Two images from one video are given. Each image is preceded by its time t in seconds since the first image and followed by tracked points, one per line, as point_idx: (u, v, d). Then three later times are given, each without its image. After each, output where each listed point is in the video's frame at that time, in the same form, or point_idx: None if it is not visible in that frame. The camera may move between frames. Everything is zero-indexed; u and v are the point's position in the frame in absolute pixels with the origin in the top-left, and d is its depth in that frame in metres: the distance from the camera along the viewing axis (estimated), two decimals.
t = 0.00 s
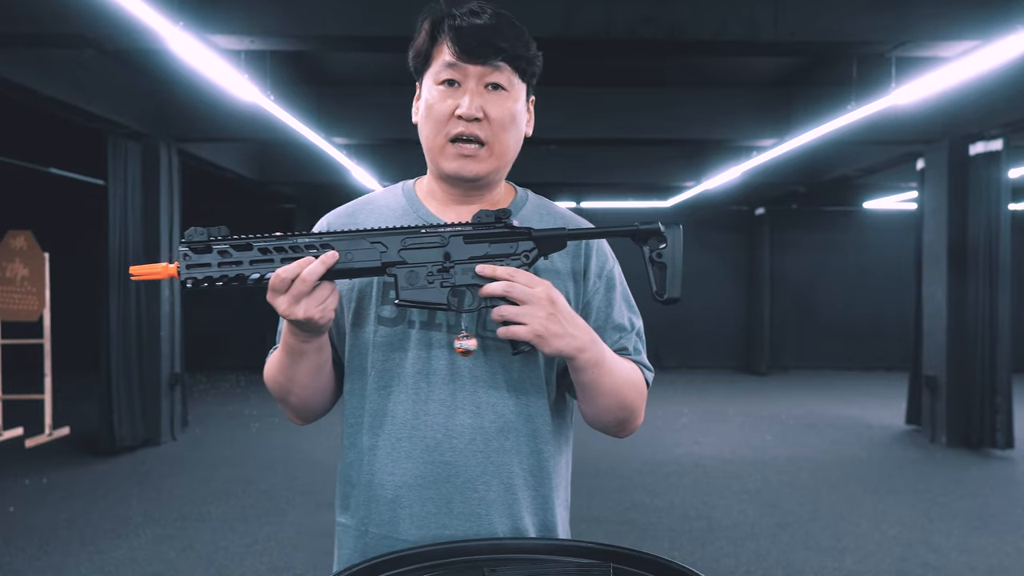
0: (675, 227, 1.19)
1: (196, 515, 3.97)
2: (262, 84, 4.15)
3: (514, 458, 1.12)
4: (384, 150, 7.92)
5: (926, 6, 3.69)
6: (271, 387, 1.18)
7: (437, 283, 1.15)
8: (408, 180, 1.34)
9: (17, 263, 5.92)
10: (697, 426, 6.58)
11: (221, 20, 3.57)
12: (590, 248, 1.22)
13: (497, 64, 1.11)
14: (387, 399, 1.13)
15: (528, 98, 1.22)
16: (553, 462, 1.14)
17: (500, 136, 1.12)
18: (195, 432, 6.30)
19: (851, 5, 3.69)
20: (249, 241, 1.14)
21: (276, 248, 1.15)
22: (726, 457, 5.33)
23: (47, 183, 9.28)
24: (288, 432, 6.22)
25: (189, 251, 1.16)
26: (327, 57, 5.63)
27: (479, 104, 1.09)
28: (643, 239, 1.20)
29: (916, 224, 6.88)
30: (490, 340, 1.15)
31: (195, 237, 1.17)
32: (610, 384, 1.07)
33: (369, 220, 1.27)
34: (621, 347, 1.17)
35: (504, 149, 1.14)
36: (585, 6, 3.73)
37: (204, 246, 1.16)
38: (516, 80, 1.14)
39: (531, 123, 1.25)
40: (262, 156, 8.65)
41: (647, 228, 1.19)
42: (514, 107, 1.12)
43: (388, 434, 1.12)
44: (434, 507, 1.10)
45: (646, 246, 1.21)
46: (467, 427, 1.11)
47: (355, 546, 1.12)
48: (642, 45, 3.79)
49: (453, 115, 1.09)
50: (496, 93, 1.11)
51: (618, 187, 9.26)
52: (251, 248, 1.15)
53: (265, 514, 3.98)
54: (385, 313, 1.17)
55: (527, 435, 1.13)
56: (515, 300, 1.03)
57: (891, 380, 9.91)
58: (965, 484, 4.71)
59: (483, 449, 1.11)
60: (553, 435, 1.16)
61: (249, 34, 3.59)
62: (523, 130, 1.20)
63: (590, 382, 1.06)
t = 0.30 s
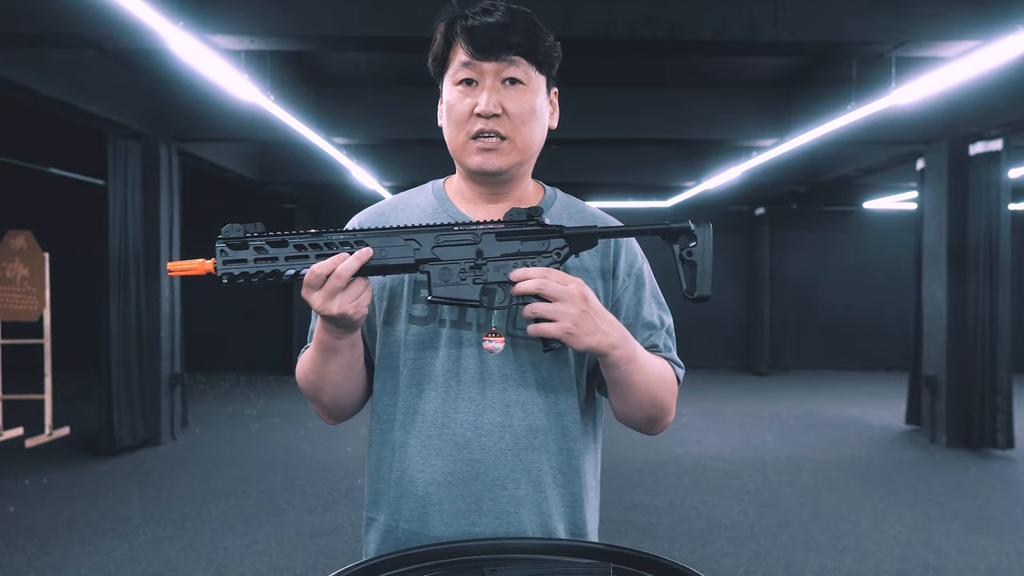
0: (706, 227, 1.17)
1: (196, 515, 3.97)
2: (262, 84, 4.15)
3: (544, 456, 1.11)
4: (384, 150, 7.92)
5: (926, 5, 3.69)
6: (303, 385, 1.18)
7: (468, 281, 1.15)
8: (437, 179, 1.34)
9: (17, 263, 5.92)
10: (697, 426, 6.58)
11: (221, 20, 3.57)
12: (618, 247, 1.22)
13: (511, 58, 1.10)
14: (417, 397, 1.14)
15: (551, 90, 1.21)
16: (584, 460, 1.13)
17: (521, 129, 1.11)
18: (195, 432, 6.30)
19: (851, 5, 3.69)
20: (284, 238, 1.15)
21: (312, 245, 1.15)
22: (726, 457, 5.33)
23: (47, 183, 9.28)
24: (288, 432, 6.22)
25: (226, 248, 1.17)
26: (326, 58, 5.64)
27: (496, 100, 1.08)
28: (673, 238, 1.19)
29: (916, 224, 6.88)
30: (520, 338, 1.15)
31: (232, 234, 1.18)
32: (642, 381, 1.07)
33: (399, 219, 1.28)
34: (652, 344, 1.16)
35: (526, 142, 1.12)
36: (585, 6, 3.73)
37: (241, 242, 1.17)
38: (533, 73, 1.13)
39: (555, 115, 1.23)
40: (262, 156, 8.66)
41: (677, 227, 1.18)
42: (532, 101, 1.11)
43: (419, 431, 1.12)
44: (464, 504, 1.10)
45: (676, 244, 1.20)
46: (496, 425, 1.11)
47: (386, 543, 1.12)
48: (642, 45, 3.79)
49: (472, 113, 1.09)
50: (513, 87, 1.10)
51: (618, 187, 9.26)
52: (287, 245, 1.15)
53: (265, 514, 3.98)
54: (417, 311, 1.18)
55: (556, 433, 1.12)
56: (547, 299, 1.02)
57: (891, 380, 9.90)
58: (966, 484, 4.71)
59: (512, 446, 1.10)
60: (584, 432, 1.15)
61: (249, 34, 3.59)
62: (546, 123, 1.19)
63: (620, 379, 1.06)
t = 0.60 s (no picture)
0: (721, 225, 1.17)
1: (197, 515, 3.97)
2: (262, 84, 4.15)
3: (557, 455, 1.10)
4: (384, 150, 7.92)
5: (926, 5, 3.69)
6: (317, 386, 1.18)
7: (479, 283, 1.16)
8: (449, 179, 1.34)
9: (17, 263, 5.92)
10: (697, 426, 6.58)
11: (221, 20, 3.57)
12: (629, 246, 1.21)
13: (527, 57, 1.10)
14: (430, 396, 1.14)
15: (564, 92, 1.21)
16: (598, 457, 1.13)
17: (536, 128, 1.10)
18: (194, 432, 6.29)
19: (851, 5, 3.69)
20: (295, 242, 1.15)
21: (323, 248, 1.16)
22: (726, 457, 5.33)
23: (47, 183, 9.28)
24: (287, 432, 6.22)
25: (238, 253, 1.17)
26: (326, 58, 5.64)
27: (513, 97, 1.08)
28: (687, 238, 1.20)
29: (916, 224, 6.88)
30: (531, 339, 1.15)
31: (244, 238, 1.19)
32: (652, 383, 1.07)
33: (409, 220, 1.27)
34: (662, 344, 1.16)
35: (541, 140, 1.12)
36: (585, 6, 3.73)
37: (252, 247, 1.18)
38: (548, 74, 1.13)
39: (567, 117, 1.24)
40: (262, 156, 8.66)
41: (691, 227, 1.19)
42: (547, 100, 1.11)
43: (431, 430, 1.12)
44: (477, 502, 1.10)
45: (690, 244, 1.21)
46: (509, 424, 1.10)
47: (401, 542, 1.12)
48: (642, 45, 3.79)
49: (488, 110, 1.09)
50: (529, 86, 1.10)
51: (617, 188, 9.26)
52: (298, 249, 1.16)
53: (265, 514, 3.98)
54: (428, 311, 1.18)
55: (569, 432, 1.12)
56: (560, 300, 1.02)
57: (891, 380, 9.91)
58: (966, 484, 4.71)
59: (525, 445, 1.10)
60: (598, 431, 1.15)
61: (249, 34, 3.59)
62: (559, 124, 1.19)
63: (631, 381, 1.06)
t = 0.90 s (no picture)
0: (742, 234, 1.16)
1: (197, 515, 3.97)
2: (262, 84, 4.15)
3: (561, 455, 1.10)
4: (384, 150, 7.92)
5: (926, 5, 3.69)
6: (325, 386, 1.19)
7: (486, 293, 1.17)
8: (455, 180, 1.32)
9: (17, 263, 5.92)
10: (697, 426, 6.58)
11: (221, 20, 3.57)
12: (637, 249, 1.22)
13: (535, 58, 1.10)
14: (434, 395, 1.14)
15: (570, 93, 1.21)
16: (603, 459, 1.13)
17: (543, 129, 1.11)
18: (194, 432, 6.29)
19: (851, 6, 3.70)
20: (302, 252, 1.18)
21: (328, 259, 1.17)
22: (726, 457, 5.33)
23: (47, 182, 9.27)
24: (287, 432, 6.22)
25: (248, 262, 1.21)
26: (326, 57, 5.64)
27: (520, 98, 1.08)
28: (706, 246, 1.19)
29: (916, 224, 6.88)
30: (538, 339, 1.15)
31: (254, 247, 1.22)
32: (658, 392, 1.07)
33: (417, 223, 1.27)
34: (667, 347, 1.16)
35: (548, 141, 1.12)
36: (586, 6, 3.73)
37: (262, 256, 1.21)
38: (555, 74, 1.13)
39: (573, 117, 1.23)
40: (262, 156, 8.65)
41: (711, 236, 1.17)
42: (554, 101, 1.11)
43: (436, 429, 1.12)
44: (481, 501, 1.10)
45: (709, 252, 1.20)
46: (514, 423, 1.10)
47: (404, 540, 1.13)
48: (642, 45, 3.79)
49: (496, 111, 1.09)
50: (536, 87, 1.10)
51: (617, 188, 9.25)
52: (305, 258, 1.19)
53: (265, 514, 3.98)
54: (434, 311, 1.19)
55: (573, 433, 1.12)
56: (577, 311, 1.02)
57: (891, 380, 9.90)
58: (966, 484, 4.71)
59: (529, 446, 1.10)
60: (603, 432, 1.15)
61: (249, 34, 3.59)
62: (566, 124, 1.19)
63: (636, 391, 1.07)
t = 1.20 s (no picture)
0: (746, 238, 1.16)
1: (197, 515, 3.97)
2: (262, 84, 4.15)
3: (561, 457, 1.10)
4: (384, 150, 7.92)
5: (926, 6, 3.69)
6: (326, 387, 1.19)
7: (487, 294, 1.17)
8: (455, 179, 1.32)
9: (17, 263, 5.92)
10: (697, 426, 6.58)
11: (221, 20, 3.57)
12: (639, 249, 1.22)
13: (539, 56, 1.10)
14: (435, 396, 1.14)
15: (572, 92, 1.21)
16: (603, 460, 1.13)
17: (545, 128, 1.11)
18: (194, 432, 6.29)
19: (851, 6, 3.70)
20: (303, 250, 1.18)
21: (329, 258, 1.17)
22: (726, 457, 5.33)
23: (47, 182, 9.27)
24: (287, 432, 6.22)
25: (249, 259, 1.21)
26: (326, 58, 5.64)
27: (523, 96, 1.08)
28: (709, 250, 1.19)
29: (916, 224, 6.88)
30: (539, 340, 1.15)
31: (255, 245, 1.22)
32: (660, 392, 1.07)
33: (417, 223, 1.27)
34: (668, 347, 1.16)
35: (550, 141, 1.12)
36: (586, 6, 3.73)
37: (262, 253, 1.21)
38: (559, 72, 1.13)
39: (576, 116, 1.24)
40: (262, 156, 8.66)
41: (715, 239, 1.18)
42: (557, 100, 1.12)
43: (436, 431, 1.12)
44: (481, 503, 1.10)
45: (713, 255, 1.20)
46: (514, 425, 1.10)
47: (404, 541, 1.13)
48: (642, 45, 3.79)
49: (499, 109, 1.09)
50: (540, 85, 1.10)
51: (617, 188, 9.26)
52: (306, 257, 1.18)
53: (264, 514, 3.98)
54: (434, 311, 1.19)
55: (574, 434, 1.12)
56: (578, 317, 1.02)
57: (891, 380, 9.91)
58: (966, 484, 4.71)
59: (529, 447, 1.10)
60: (603, 433, 1.15)
61: (249, 34, 3.59)
62: (568, 123, 1.19)
63: (637, 391, 1.07)
